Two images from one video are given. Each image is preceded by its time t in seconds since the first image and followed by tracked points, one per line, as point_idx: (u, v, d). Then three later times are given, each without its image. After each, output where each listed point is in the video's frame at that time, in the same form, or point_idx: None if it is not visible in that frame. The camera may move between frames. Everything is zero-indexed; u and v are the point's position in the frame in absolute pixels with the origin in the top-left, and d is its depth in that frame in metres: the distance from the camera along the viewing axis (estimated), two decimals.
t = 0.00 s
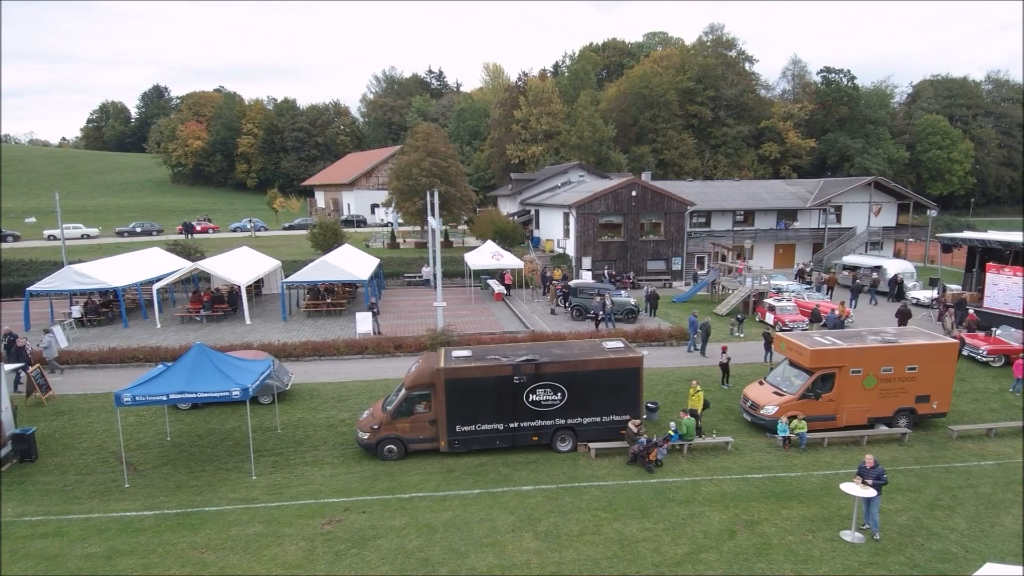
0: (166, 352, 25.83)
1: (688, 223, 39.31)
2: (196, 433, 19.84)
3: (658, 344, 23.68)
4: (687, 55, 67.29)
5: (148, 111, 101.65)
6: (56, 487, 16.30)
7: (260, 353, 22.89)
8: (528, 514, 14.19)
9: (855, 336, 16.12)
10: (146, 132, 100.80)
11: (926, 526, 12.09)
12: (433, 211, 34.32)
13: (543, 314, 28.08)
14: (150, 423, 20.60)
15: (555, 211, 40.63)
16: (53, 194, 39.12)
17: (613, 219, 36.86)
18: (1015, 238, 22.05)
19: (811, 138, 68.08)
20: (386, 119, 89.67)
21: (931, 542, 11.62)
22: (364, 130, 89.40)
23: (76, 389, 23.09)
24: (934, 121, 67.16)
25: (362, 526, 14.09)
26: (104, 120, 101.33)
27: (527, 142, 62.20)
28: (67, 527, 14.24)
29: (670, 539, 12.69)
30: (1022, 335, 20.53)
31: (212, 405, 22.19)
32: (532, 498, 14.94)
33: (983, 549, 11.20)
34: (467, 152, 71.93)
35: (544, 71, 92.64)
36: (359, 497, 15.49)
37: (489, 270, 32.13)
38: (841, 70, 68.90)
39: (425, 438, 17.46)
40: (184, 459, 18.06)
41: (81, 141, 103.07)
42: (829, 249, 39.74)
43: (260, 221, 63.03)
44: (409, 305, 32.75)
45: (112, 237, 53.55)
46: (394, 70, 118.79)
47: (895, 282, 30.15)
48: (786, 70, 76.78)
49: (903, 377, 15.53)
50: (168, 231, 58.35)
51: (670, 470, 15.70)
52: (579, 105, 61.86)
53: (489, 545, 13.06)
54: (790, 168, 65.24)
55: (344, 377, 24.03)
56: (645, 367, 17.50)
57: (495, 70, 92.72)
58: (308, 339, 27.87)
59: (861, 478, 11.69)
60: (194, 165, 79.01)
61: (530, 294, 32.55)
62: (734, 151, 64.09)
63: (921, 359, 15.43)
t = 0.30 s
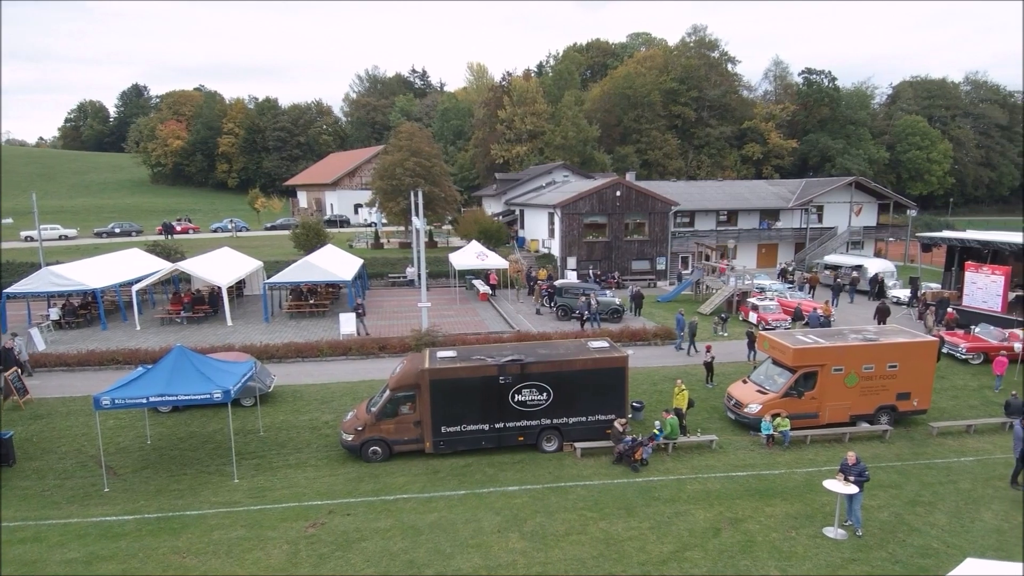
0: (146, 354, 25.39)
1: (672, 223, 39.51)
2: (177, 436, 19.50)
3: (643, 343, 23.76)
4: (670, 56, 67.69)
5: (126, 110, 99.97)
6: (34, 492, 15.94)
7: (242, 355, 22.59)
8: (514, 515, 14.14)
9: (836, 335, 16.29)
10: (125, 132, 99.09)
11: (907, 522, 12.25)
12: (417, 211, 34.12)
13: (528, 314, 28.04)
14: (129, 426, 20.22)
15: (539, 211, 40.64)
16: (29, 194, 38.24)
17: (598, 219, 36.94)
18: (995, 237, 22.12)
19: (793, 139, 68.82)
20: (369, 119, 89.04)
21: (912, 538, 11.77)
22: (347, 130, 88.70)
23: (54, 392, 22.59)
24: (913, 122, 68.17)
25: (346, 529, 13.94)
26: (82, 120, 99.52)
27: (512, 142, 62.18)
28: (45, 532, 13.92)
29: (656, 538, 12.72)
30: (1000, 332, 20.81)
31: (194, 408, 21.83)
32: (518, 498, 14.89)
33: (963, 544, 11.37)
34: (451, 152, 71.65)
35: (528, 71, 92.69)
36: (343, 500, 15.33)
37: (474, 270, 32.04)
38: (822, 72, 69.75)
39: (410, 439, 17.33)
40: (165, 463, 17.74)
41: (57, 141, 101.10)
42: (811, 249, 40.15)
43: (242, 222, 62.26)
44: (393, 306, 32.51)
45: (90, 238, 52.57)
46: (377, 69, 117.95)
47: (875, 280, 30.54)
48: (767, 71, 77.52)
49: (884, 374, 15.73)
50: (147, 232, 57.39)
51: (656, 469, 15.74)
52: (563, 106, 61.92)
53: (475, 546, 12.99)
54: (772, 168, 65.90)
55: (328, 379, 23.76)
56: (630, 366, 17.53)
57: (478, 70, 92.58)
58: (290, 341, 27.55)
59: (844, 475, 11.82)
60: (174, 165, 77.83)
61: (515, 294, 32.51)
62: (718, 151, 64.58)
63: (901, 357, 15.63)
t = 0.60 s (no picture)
0: (126, 357, 24.96)
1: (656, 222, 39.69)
2: (158, 440, 19.18)
3: (628, 343, 23.81)
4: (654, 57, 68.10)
5: (105, 109, 98.39)
6: (13, 498, 15.58)
7: (224, 357, 22.28)
8: (500, 516, 14.07)
9: (819, 333, 16.43)
10: (104, 131, 97.43)
11: (889, 519, 12.38)
12: (401, 211, 33.94)
13: (514, 315, 27.99)
14: (109, 430, 19.85)
15: (524, 211, 40.61)
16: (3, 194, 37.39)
17: (583, 219, 37.00)
18: (974, 237, 23.12)
19: (775, 140, 69.51)
20: (352, 118, 88.37)
21: (894, 534, 11.90)
22: (331, 130, 88.05)
23: (31, 396, 22.10)
24: (894, 122, 69.11)
25: (331, 531, 13.79)
26: (59, 118, 97.79)
27: (497, 142, 62.10)
28: (24, 537, 13.61)
29: (641, 537, 12.72)
30: (979, 330, 20.99)
31: (175, 411, 21.49)
32: (504, 499, 14.82)
33: (944, 540, 11.52)
34: (436, 152, 71.39)
35: (512, 71, 92.61)
36: (328, 502, 15.16)
37: (459, 270, 31.93)
38: (804, 73, 70.52)
39: (396, 441, 17.21)
40: (147, 467, 17.43)
41: (34, 140, 99.18)
42: (793, 248, 40.52)
43: (223, 222, 61.52)
44: (377, 307, 32.28)
45: (68, 239, 51.62)
46: (361, 69, 117.11)
47: (857, 279, 30.84)
48: (750, 73, 78.15)
49: (865, 372, 15.89)
50: (127, 233, 56.50)
51: (641, 468, 15.78)
52: (548, 106, 61.97)
53: (461, 548, 12.91)
54: (755, 168, 66.52)
55: (312, 381, 23.51)
56: (616, 365, 17.56)
57: (463, 70, 92.35)
58: (273, 342, 27.23)
59: (827, 472, 11.97)
60: (154, 165, 76.76)
61: (501, 295, 32.45)
62: (701, 151, 65.03)
63: (882, 355, 15.79)
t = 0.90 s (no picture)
0: (106, 361, 24.50)
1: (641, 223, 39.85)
2: (138, 445, 18.82)
3: (613, 344, 23.83)
4: (637, 58, 68.53)
5: (83, 108, 96.65)
6: None
7: (205, 361, 21.94)
8: (485, 518, 14.01)
9: (801, 334, 16.57)
10: (82, 131, 95.69)
11: (871, 517, 12.50)
12: (385, 212, 33.72)
13: (499, 316, 27.92)
14: (88, 435, 19.46)
15: (509, 212, 40.57)
16: None
17: (567, 220, 37.05)
18: (952, 238, 23.50)
19: (757, 141, 70.19)
20: (335, 118, 87.67)
21: (876, 533, 12.02)
22: (313, 129, 87.27)
23: (7, 401, 21.60)
24: (874, 124, 70.05)
25: (315, 537, 13.62)
26: (36, 118, 95.95)
27: (481, 143, 61.99)
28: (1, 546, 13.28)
29: (627, 538, 12.73)
30: (957, 330, 21.33)
31: (155, 416, 21.12)
32: (489, 502, 14.76)
33: (925, 538, 11.64)
34: (420, 152, 71.06)
35: (496, 72, 92.56)
36: (311, 507, 14.98)
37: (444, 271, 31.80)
38: (785, 74, 71.25)
39: (380, 444, 17.08)
40: (127, 472, 17.11)
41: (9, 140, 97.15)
42: (776, 248, 40.94)
43: (204, 223, 60.70)
44: (361, 309, 32.03)
45: (46, 241, 50.60)
46: (343, 68, 116.26)
47: (839, 279, 31.19)
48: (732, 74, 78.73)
49: (847, 372, 16.05)
50: (106, 234, 55.52)
51: (626, 469, 15.80)
52: (532, 106, 61.99)
53: (446, 552, 12.81)
54: (738, 169, 67.11)
55: (295, 384, 23.26)
56: (601, 366, 17.56)
57: (446, 69, 92.15)
58: (255, 345, 26.91)
59: (809, 472, 12.05)
60: (133, 165, 75.58)
61: (486, 296, 32.37)
62: (684, 153, 65.49)
63: (863, 355, 15.96)
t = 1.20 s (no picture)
0: (84, 365, 24.03)
1: (625, 223, 39.97)
2: (118, 450, 18.48)
3: (598, 345, 23.83)
4: (621, 59, 68.86)
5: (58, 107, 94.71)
6: None
7: (185, 365, 21.59)
8: (470, 522, 13.93)
9: (783, 334, 16.68)
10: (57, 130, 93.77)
11: (852, 516, 12.61)
12: (368, 213, 33.45)
13: (484, 317, 27.82)
14: (66, 441, 19.07)
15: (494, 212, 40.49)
16: None
17: (552, 220, 37.04)
18: (931, 238, 23.79)
19: (740, 141, 70.75)
20: (317, 118, 86.85)
21: (857, 532, 12.11)
22: (295, 129, 86.38)
23: None
24: (854, 125, 70.90)
25: (297, 543, 13.43)
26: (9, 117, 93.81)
27: (465, 143, 61.81)
28: None
29: (612, 540, 12.72)
30: (936, 329, 21.60)
31: (134, 421, 20.75)
32: (474, 505, 14.68)
33: (906, 536, 11.76)
34: (403, 152, 70.63)
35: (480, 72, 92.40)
36: (294, 513, 14.78)
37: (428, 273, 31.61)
38: (767, 76, 71.89)
39: (363, 448, 16.91)
40: (106, 479, 16.78)
41: None
42: (758, 249, 41.29)
43: (184, 224, 59.78)
44: (344, 310, 31.73)
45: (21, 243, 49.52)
46: (325, 67, 115.29)
47: (821, 279, 31.47)
48: (715, 76, 79.24)
49: (828, 372, 16.18)
50: (83, 236, 54.47)
51: (611, 470, 15.81)
52: (516, 107, 61.93)
53: (431, 556, 12.71)
54: (721, 170, 67.64)
55: (277, 388, 22.98)
56: (586, 368, 17.54)
57: (429, 69, 91.82)
58: (236, 349, 26.54)
59: (791, 472, 12.16)
60: (111, 165, 74.21)
61: (470, 297, 32.25)
62: (668, 153, 65.86)
63: (845, 355, 16.09)
